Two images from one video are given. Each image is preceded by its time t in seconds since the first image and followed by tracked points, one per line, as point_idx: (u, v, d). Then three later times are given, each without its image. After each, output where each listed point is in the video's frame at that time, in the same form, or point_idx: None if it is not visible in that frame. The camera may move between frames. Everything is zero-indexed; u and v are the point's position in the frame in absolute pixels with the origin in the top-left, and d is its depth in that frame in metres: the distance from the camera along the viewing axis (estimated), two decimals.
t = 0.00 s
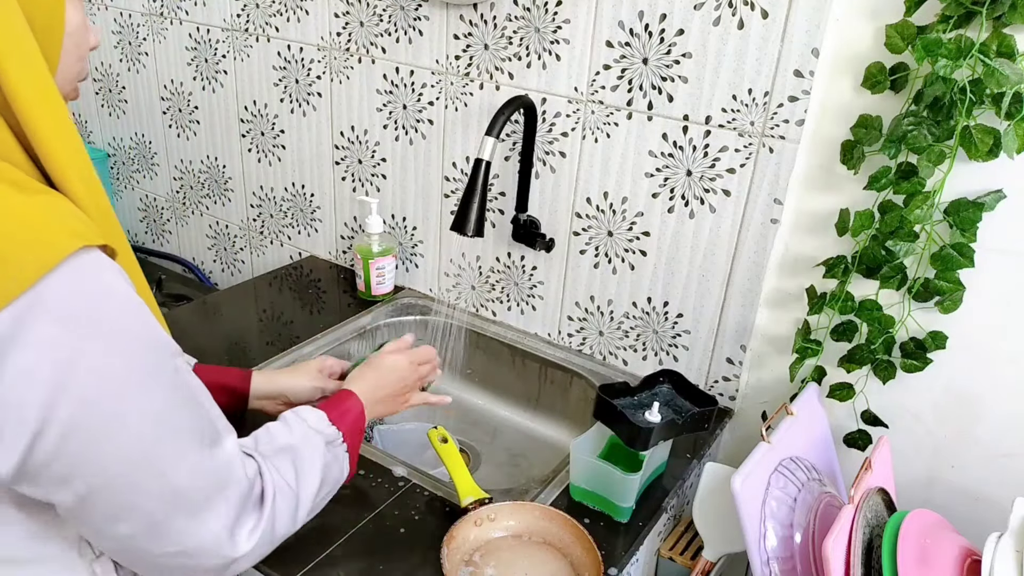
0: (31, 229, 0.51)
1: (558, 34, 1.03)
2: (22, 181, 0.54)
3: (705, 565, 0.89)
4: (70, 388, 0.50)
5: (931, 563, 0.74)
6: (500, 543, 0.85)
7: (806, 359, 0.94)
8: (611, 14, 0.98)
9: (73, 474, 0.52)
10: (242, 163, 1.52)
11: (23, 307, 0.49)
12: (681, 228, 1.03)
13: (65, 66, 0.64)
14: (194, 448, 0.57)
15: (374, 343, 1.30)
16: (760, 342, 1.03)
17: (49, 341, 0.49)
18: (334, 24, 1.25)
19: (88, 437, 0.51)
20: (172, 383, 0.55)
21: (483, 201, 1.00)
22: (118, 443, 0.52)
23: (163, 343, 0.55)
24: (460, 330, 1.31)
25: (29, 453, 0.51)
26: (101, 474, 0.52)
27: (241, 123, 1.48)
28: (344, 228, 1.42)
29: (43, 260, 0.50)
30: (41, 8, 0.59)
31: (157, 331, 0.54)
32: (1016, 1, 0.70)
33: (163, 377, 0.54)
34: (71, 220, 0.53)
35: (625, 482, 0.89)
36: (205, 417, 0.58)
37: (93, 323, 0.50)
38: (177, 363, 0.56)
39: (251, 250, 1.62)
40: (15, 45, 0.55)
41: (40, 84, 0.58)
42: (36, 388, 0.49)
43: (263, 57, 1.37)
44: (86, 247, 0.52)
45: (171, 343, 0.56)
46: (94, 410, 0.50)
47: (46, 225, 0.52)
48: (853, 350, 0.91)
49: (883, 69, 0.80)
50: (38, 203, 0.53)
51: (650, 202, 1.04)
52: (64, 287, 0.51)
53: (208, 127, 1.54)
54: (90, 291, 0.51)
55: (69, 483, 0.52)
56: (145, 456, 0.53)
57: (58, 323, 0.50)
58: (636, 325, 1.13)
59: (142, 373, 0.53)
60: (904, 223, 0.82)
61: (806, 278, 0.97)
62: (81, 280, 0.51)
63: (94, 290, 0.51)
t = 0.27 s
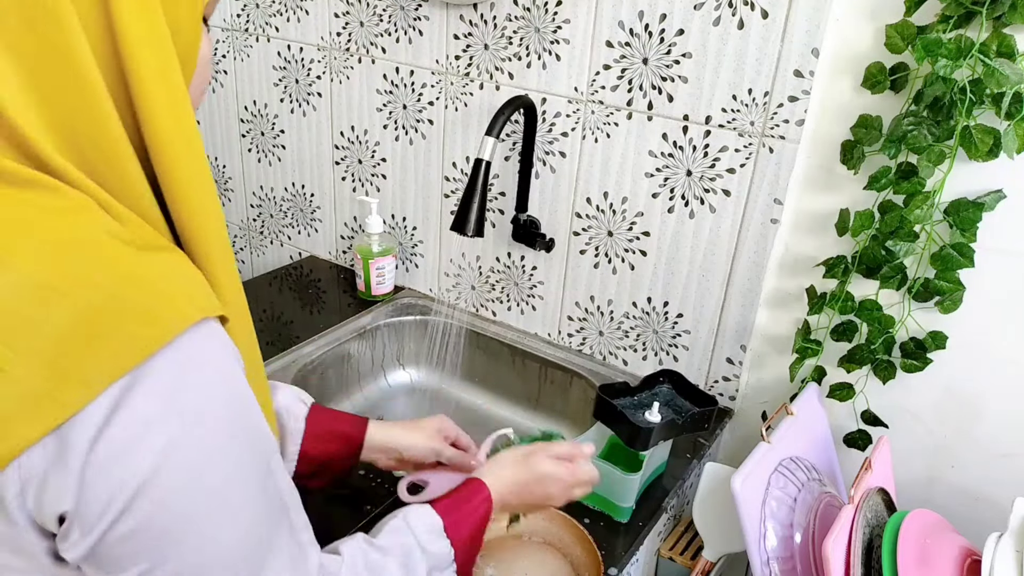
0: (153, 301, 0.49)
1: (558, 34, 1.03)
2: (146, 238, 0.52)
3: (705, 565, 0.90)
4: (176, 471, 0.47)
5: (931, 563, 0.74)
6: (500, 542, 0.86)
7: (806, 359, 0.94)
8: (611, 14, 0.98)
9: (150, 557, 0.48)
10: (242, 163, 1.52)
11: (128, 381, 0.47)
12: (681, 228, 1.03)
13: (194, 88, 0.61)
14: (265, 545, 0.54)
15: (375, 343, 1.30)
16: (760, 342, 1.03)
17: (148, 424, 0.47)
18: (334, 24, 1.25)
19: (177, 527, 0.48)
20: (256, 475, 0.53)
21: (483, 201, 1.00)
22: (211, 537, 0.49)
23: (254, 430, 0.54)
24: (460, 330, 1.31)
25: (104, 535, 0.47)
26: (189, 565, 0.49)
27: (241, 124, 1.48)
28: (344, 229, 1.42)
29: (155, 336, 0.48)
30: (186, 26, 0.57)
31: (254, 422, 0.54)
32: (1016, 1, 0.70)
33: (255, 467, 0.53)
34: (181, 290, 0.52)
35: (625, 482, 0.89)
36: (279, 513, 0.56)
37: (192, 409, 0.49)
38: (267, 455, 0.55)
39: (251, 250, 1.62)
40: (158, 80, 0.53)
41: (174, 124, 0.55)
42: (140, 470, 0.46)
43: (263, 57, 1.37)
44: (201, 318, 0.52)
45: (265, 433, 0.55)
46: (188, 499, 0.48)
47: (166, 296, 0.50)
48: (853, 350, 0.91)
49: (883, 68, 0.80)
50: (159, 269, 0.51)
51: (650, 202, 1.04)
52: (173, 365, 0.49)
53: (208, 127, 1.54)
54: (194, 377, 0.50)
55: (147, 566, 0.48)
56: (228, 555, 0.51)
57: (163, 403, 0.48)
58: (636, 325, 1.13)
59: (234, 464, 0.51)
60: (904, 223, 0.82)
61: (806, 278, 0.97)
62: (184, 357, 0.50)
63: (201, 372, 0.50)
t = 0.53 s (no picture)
0: (121, 307, 0.44)
1: (558, 34, 1.03)
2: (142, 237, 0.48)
3: (705, 565, 0.90)
4: (126, 475, 0.42)
5: (931, 563, 0.74)
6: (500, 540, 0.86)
7: (806, 359, 0.94)
8: (611, 14, 0.98)
9: (99, 564, 0.42)
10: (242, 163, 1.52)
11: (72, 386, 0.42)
12: (681, 228, 1.03)
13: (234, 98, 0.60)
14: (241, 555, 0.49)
15: (375, 342, 1.30)
16: (760, 342, 1.03)
17: (102, 427, 0.42)
18: (334, 24, 1.25)
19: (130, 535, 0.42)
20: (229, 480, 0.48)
21: (483, 201, 1.00)
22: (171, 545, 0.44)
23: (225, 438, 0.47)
24: (460, 330, 1.31)
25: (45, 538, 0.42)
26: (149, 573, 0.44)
27: (241, 124, 1.48)
28: (344, 229, 1.42)
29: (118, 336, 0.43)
30: (224, 29, 0.56)
31: (225, 429, 0.48)
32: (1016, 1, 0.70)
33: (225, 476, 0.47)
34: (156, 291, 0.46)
35: (625, 482, 0.89)
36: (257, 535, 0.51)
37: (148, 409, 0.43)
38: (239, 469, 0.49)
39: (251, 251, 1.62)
40: (199, 87, 0.51)
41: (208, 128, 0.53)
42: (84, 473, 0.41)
43: (263, 57, 1.37)
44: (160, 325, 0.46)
45: (235, 447, 0.48)
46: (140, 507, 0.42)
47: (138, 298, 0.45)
48: (853, 350, 0.91)
49: (883, 68, 0.80)
50: (136, 264, 0.46)
51: (650, 202, 1.04)
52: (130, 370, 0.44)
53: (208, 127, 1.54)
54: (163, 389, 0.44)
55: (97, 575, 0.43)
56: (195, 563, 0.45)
57: (112, 406, 0.42)
58: (636, 325, 1.13)
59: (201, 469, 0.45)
60: (905, 223, 0.82)
61: (806, 278, 0.97)
62: (157, 366, 0.45)
63: (164, 378, 0.45)
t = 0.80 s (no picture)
0: (91, 265, 0.46)
1: (558, 34, 1.03)
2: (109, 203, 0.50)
3: (705, 565, 0.90)
4: (97, 425, 0.44)
5: (931, 564, 0.74)
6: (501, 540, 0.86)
7: (806, 359, 0.94)
8: (611, 14, 0.98)
9: (66, 509, 0.44)
10: (242, 163, 1.52)
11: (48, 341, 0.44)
12: (681, 228, 1.03)
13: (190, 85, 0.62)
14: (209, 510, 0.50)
15: (375, 343, 1.30)
16: (760, 342, 1.03)
17: (72, 379, 0.44)
18: (334, 24, 1.25)
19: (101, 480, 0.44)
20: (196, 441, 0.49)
21: (483, 201, 1.00)
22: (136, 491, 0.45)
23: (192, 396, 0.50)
24: (460, 330, 1.31)
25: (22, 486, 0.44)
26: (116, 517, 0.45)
27: (241, 124, 1.48)
28: (344, 229, 1.42)
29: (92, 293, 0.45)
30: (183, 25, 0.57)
31: (193, 386, 0.50)
32: (1016, 1, 0.70)
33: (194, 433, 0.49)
34: (125, 247, 0.48)
35: (625, 482, 0.89)
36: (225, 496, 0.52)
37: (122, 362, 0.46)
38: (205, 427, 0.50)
39: (251, 250, 1.62)
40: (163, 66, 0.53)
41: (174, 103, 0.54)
42: (57, 418, 0.43)
43: (263, 57, 1.37)
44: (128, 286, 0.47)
45: (200, 405, 0.50)
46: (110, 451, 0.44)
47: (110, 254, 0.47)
48: (853, 350, 0.91)
49: (883, 69, 0.80)
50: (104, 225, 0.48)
51: (650, 202, 1.04)
52: (102, 328, 0.46)
53: (209, 128, 1.54)
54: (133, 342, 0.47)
55: (59, 521, 0.44)
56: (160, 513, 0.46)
57: (88, 359, 0.44)
58: (636, 325, 1.13)
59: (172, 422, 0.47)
60: (905, 223, 0.82)
61: (806, 278, 0.97)
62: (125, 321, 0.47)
63: (136, 336, 0.47)
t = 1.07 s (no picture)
0: (90, 217, 0.54)
1: (558, 34, 1.03)
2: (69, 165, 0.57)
3: (705, 565, 0.90)
4: (124, 342, 0.53)
5: (931, 564, 0.74)
6: (501, 539, 0.86)
7: (806, 359, 0.94)
8: (611, 14, 0.98)
9: (121, 416, 0.54)
10: (242, 162, 1.52)
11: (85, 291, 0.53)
12: (681, 228, 1.03)
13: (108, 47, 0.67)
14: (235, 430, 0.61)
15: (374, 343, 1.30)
16: (760, 342, 1.03)
17: (102, 308, 0.53)
18: (334, 24, 1.25)
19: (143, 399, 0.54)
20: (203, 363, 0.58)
21: (483, 201, 1.00)
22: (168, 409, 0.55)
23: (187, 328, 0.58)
24: (460, 330, 1.31)
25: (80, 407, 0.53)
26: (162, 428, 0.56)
27: (241, 123, 1.48)
28: (344, 228, 1.42)
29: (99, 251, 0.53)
30: None
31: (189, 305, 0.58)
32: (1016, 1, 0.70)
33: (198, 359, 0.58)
34: (107, 204, 0.56)
35: (625, 482, 0.89)
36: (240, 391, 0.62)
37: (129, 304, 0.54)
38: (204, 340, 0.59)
39: (251, 250, 1.62)
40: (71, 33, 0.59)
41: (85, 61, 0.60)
42: (98, 339, 0.52)
43: (263, 57, 1.37)
44: (135, 236, 0.56)
45: (197, 317, 0.59)
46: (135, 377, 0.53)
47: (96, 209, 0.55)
48: (853, 349, 0.91)
49: (883, 68, 0.80)
50: (88, 187, 0.56)
51: (650, 202, 1.04)
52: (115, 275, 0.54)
53: (208, 127, 1.54)
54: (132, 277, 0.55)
55: (115, 426, 0.54)
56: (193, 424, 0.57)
57: (110, 291, 0.53)
58: (636, 325, 1.13)
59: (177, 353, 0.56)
60: (905, 223, 0.82)
61: (806, 278, 0.97)
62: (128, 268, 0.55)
63: (134, 270, 0.55)
